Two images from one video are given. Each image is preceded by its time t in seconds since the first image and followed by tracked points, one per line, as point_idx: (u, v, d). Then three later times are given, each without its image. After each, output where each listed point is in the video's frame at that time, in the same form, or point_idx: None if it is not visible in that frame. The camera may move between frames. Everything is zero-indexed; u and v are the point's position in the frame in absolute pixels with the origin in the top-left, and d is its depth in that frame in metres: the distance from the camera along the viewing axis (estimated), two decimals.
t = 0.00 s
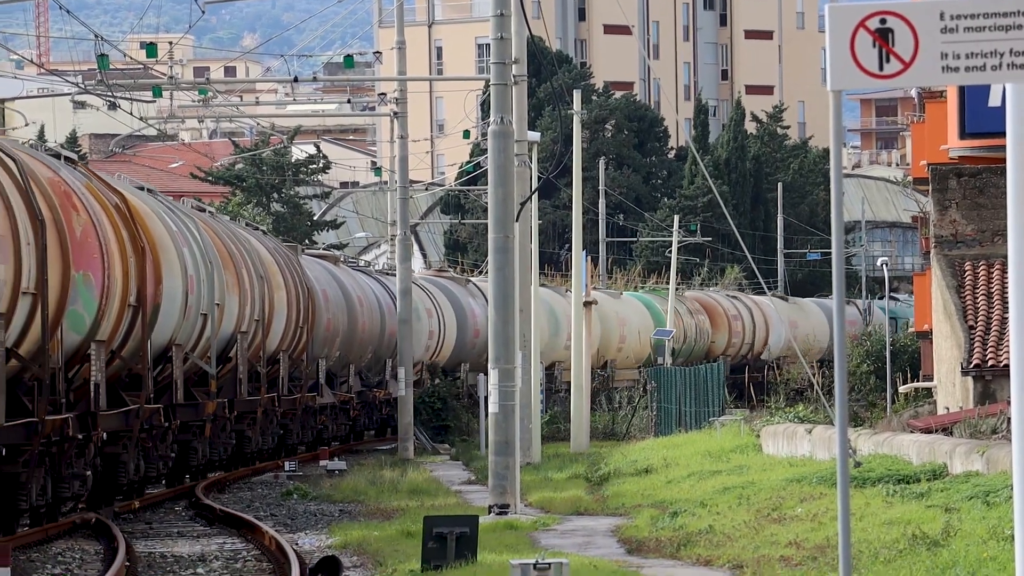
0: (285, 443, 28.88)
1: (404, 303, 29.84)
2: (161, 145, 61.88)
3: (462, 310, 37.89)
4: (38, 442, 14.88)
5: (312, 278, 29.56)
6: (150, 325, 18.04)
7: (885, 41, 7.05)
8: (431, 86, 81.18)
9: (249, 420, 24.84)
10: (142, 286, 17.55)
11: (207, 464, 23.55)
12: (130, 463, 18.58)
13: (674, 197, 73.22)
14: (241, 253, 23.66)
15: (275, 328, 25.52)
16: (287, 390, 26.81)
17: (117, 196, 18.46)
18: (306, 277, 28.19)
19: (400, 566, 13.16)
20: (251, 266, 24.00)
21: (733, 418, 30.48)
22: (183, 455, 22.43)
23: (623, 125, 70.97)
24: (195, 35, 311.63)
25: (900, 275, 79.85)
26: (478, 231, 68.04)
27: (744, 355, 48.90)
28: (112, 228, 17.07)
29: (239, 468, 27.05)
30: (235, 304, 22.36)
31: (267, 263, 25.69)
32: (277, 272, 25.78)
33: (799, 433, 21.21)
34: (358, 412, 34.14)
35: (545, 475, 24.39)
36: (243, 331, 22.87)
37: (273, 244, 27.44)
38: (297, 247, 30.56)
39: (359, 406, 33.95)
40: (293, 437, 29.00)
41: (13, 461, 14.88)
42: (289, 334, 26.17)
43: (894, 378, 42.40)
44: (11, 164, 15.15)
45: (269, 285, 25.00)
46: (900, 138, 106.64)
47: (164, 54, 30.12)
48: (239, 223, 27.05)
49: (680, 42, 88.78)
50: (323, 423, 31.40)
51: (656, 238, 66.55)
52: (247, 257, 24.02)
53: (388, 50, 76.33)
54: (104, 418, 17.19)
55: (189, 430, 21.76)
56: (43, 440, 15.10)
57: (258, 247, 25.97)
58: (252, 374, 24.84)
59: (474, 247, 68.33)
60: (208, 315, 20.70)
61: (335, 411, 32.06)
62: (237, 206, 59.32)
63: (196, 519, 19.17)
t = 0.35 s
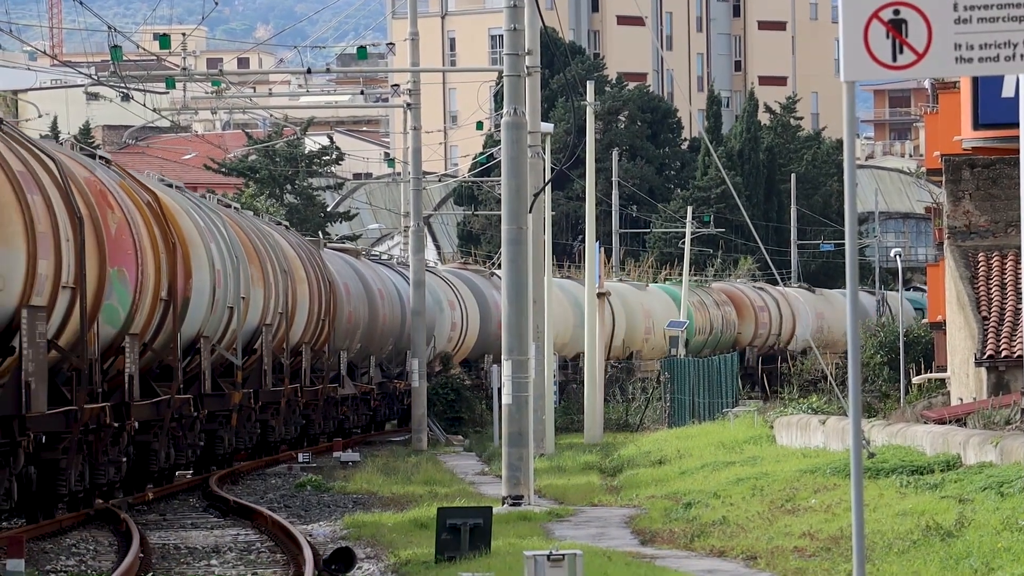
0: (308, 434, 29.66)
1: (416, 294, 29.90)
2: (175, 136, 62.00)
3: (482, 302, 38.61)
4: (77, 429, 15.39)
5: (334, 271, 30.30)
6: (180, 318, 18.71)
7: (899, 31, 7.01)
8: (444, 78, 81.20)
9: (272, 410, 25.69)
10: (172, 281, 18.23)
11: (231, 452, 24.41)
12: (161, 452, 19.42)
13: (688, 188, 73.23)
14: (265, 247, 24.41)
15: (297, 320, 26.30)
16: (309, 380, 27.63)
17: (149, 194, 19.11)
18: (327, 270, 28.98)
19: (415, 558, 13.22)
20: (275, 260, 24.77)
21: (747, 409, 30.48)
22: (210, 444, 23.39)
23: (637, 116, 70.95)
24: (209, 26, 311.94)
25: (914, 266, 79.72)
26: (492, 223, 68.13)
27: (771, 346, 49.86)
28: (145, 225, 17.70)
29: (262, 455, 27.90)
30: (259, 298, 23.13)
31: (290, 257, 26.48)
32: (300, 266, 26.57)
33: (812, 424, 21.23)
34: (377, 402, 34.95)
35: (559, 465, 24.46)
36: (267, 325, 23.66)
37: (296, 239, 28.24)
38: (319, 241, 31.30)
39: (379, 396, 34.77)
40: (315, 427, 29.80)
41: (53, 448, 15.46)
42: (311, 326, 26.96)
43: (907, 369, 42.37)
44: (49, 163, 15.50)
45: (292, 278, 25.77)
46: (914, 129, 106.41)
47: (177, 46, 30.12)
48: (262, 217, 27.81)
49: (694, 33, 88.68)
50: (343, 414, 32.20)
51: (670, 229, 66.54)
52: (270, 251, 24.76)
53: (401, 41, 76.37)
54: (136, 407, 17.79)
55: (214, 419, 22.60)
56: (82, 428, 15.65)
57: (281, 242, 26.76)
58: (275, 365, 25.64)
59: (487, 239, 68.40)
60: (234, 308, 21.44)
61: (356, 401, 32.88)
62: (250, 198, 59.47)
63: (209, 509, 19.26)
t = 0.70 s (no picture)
0: (324, 425, 30.01)
1: (425, 287, 29.85)
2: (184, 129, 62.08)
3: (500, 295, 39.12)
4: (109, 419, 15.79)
5: (350, 267, 30.84)
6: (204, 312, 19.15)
7: (907, 25, 7.01)
8: (452, 71, 81.19)
9: (290, 402, 26.22)
10: (197, 277, 18.64)
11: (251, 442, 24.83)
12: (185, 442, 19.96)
13: (696, 181, 73.23)
14: (284, 244, 24.92)
15: (315, 314, 26.80)
16: (325, 373, 28.16)
17: (173, 192, 19.56)
18: (344, 265, 29.49)
19: (423, 551, 13.26)
20: (293, 256, 25.25)
21: (755, 403, 30.48)
22: (231, 435, 23.70)
23: (645, 109, 70.92)
24: (217, 19, 312.00)
25: (922, 259, 79.63)
26: (500, 216, 68.15)
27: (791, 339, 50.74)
28: (170, 222, 18.10)
29: (280, 446, 28.41)
30: (278, 293, 23.62)
31: (309, 253, 26.99)
32: (318, 261, 27.10)
33: (821, 418, 21.22)
34: (392, 394, 35.45)
35: (567, 459, 24.50)
36: (286, 318, 24.15)
37: (314, 236, 28.76)
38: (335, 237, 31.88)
39: (394, 388, 35.28)
40: (331, 419, 30.30)
41: (84, 437, 15.88)
42: (328, 320, 27.47)
43: (915, 362, 42.30)
44: (82, 165, 15.83)
45: (309, 273, 26.27)
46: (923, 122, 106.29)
47: (185, 39, 30.11)
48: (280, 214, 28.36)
49: (702, 26, 88.59)
50: (359, 406, 32.71)
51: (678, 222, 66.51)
52: (289, 248, 25.27)
53: (409, 34, 76.38)
54: (161, 398, 18.24)
55: (236, 411, 23.14)
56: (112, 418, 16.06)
57: (299, 238, 27.26)
58: (293, 358, 26.16)
59: (495, 232, 68.43)
60: (255, 302, 21.92)
61: (371, 394, 33.39)
62: (258, 190, 59.57)
63: (217, 503, 19.26)
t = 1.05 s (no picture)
0: (337, 420, 30.32)
1: (431, 284, 29.88)
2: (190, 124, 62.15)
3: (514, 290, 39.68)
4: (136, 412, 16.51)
5: (364, 265, 31.40)
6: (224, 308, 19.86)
7: (914, 21, 7.01)
8: (458, 67, 81.22)
9: (305, 397, 26.79)
10: (218, 274, 19.34)
11: (268, 436, 25.34)
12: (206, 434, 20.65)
13: (702, 176, 73.22)
14: (300, 242, 25.57)
15: (331, 311, 27.45)
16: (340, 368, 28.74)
17: (195, 193, 20.27)
18: (359, 262, 30.14)
19: (430, 547, 13.27)
20: (310, 254, 25.92)
21: (761, 398, 30.47)
22: (250, 428, 24.15)
23: (651, 105, 70.95)
24: (223, 15, 312.22)
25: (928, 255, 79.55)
26: (506, 211, 68.14)
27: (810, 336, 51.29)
28: (192, 222, 18.80)
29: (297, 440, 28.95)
30: (295, 290, 24.31)
31: (324, 251, 27.67)
32: (333, 260, 27.71)
33: (827, 413, 21.23)
34: (405, 389, 35.94)
35: (573, 454, 24.51)
36: (303, 314, 24.83)
37: (329, 234, 29.42)
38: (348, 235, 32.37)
39: (407, 383, 35.76)
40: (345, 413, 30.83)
41: (112, 430, 16.58)
42: (344, 316, 28.15)
43: (921, 358, 42.26)
44: (110, 168, 16.53)
45: (326, 271, 26.96)
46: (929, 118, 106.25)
47: (192, 35, 30.14)
48: (297, 213, 28.94)
49: (709, 22, 88.56)
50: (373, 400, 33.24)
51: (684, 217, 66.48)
52: (305, 245, 25.91)
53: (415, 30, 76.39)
54: (183, 391, 18.95)
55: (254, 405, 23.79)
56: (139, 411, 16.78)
57: (315, 235, 27.94)
58: (309, 353, 26.81)
59: (501, 228, 68.47)
60: (272, 299, 22.62)
61: (384, 389, 33.90)
62: (264, 185, 59.63)
63: (223, 499, 19.31)
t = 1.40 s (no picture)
0: (347, 414, 31.47)
1: (431, 279, 29.93)
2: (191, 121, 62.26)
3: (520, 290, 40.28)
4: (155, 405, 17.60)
5: (373, 263, 32.26)
6: (237, 304, 20.92)
7: (914, 17, 7.00)
8: (459, 63, 81.23)
9: (315, 392, 27.66)
10: (232, 273, 20.41)
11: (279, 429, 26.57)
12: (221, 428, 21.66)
13: (703, 173, 73.25)
14: (310, 241, 26.71)
15: (340, 309, 28.47)
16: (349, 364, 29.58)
17: (210, 195, 21.31)
18: (367, 261, 31.14)
19: (430, 543, 13.31)
20: (319, 253, 26.96)
21: (762, 395, 30.50)
22: (262, 422, 25.44)
23: (653, 101, 70.94)
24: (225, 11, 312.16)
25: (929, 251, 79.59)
26: (507, 207, 68.18)
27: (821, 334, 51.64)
28: (207, 224, 19.85)
29: (307, 434, 29.71)
30: (304, 288, 25.36)
31: (333, 250, 28.70)
32: (343, 259, 28.83)
33: (828, 409, 21.24)
34: (413, 384, 36.67)
35: (573, 450, 24.56)
36: (311, 311, 25.89)
37: (338, 233, 30.40)
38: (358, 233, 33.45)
39: (415, 378, 36.52)
40: (353, 409, 31.63)
41: (132, 423, 17.62)
42: (352, 312, 29.14)
43: (922, 355, 42.27)
44: (131, 172, 17.53)
45: (335, 270, 27.98)
46: (930, 114, 106.23)
47: (193, 31, 30.14)
48: (308, 213, 30.07)
49: (710, 18, 88.54)
50: (381, 395, 34.08)
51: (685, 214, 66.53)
52: (315, 245, 27.03)
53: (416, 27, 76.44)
54: (198, 385, 20.09)
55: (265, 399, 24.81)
56: (158, 404, 17.86)
57: (324, 235, 28.97)
58: (318, 349, 27.78)
59: (502, 224, 68.53)
60: (283, 297, 23.68)
61: (392, 383, 34.72)
62: (266, 182, 59.74)
63: (224, 495, 19.34)
